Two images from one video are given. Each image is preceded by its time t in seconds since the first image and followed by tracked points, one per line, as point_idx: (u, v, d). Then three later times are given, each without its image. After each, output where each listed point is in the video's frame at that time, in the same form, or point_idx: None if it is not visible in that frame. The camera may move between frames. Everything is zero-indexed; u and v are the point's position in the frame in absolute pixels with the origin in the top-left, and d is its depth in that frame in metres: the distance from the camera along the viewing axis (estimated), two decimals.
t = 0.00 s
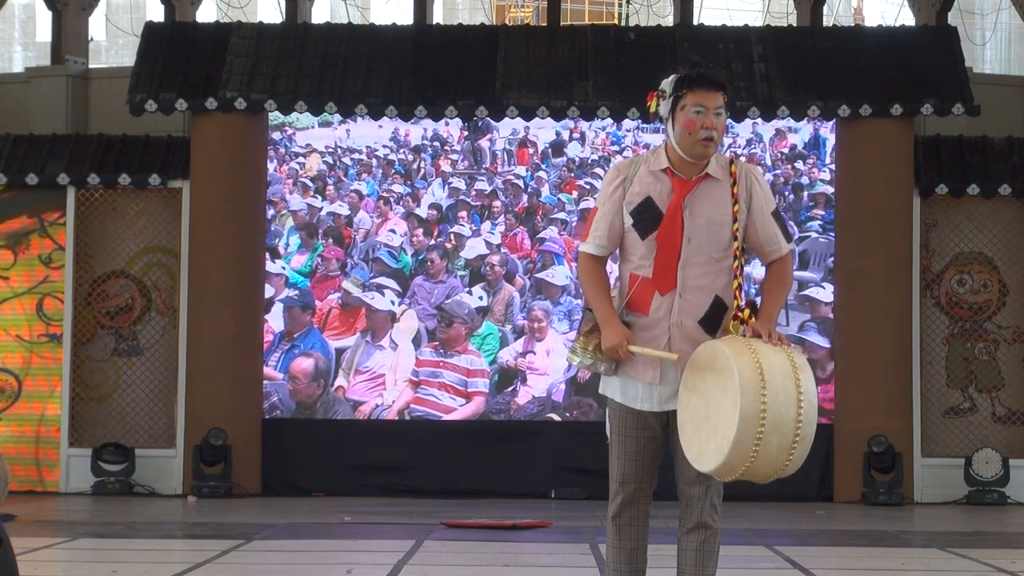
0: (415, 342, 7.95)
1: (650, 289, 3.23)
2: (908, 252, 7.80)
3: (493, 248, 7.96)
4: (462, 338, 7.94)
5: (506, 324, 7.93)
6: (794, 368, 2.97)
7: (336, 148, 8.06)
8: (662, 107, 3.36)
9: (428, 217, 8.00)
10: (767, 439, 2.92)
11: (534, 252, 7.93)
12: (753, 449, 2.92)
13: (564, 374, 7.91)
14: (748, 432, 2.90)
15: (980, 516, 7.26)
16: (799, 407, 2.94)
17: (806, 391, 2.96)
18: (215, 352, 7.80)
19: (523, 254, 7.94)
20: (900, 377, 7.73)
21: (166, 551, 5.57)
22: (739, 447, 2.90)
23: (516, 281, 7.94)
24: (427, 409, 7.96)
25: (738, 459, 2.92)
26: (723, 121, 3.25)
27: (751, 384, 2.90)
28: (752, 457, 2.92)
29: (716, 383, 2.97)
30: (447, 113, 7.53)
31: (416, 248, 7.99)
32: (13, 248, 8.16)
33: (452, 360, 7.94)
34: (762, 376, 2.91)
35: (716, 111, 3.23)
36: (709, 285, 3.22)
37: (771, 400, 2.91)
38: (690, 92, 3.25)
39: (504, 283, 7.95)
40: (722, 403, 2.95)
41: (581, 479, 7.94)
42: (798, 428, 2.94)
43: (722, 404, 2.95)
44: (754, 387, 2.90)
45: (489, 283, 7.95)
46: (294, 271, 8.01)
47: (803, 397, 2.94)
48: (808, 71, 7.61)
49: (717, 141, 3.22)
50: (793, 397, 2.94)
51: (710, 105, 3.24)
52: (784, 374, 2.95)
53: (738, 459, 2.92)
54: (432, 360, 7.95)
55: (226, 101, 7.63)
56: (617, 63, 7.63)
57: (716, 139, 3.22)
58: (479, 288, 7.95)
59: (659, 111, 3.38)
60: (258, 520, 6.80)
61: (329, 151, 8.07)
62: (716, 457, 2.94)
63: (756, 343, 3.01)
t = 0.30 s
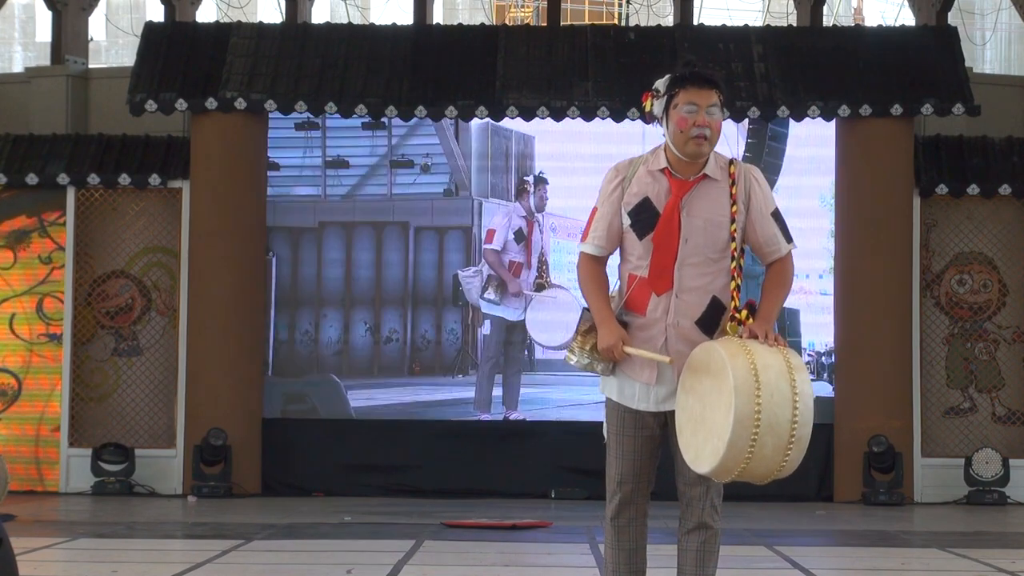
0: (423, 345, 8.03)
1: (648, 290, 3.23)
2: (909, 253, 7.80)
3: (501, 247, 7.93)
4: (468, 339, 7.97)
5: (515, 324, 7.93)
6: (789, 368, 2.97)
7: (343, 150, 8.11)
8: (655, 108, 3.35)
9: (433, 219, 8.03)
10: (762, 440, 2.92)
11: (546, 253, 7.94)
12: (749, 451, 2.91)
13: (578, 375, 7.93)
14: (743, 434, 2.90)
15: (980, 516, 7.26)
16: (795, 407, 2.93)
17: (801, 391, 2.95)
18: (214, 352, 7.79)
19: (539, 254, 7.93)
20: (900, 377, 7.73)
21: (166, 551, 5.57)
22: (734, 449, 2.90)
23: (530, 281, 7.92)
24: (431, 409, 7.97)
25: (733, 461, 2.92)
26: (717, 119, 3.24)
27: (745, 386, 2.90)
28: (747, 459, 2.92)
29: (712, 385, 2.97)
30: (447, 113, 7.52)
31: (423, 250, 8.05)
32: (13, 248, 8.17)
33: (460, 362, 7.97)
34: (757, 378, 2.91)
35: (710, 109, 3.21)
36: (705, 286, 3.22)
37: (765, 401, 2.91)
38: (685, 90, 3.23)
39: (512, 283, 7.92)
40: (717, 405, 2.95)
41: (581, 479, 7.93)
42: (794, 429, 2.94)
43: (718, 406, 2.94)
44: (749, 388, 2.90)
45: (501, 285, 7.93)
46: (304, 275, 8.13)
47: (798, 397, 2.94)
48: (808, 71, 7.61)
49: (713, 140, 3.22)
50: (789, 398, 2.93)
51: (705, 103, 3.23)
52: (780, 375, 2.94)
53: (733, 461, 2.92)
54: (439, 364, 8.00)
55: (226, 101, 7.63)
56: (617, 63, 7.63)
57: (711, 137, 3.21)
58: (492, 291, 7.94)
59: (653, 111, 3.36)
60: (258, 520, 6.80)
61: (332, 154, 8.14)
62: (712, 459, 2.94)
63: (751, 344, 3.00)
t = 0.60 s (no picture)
0: (424, 344, 8.04)
1: (630, 290, 3.20)
2: (909, 253, 7.80)
3: (497, 248, 7.94)
4: (467, 338, 7.98)
5: (513, 324, 7.93)
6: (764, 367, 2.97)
7: (342, 150, 8.11)
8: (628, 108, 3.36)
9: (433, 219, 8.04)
10: (739, 442, 2.92)
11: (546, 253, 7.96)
12: (726, 452, 2.92)
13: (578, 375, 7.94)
14: (718, 436, 2.90)
15: (980, 517, 7.25)
16: (769, 406, 2.94)
17: (776, 389, 2.95)
18: (215, 352, 7.79)
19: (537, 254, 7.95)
20: (900, 378, 7.73)
21: (166, 551, 5.56)
22: (710, 451, 2.90)
23: (527, 281, 7.93)
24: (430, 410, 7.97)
25: (711, 463, 2.92)
26: (677, 110, 3.20)
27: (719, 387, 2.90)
28: (725, 461, 2.92)
29: (686, 386, 2.97)
30: (447, 113, 7.53)
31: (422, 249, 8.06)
32: (13, 248, 8.18)
33: (461, 361, 7.99)
34: (729, 379, 2.91)
35: (663, 100, 3.19)
36: (687, 286, 3.15)
37: (739, 402, 2.91)
38: (643, 87, 3.24)
39: (506, 282, 7.94)
40: (693, 408, 2.95)
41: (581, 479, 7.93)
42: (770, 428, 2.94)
43: (693, 408, 2.95)
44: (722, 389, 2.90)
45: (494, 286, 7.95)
46: (304, 274, 8.13)
47: (772, 395, 2.94)
48: (807, 71, 7.61)
49: (670, 130, 3.18)
50: (763, 397, 2.93)
51: (662, 95, 3.21)
52: (754, 374, 2.94)
53: (711, 463, 2.92)
54: (439, 363, 8.01)
55: (225, 101, 7.63)
56: (617, 63, 7.63)
57: (668, 128, 3.18)
58: (486, 290, 7.96)
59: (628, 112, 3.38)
60: (258, 520, 6.79)
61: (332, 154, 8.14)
62: (691, 462, 2.95)
63: (726, 344, 2.99)
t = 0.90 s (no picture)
0: (425, 344, 8.03)
1: (593, 291, 3.26)
2: (909, 252, 7.80)
3: (484, 248, 7.96)
4: (467, 338, 7.98)
5: (507, 324, 7.93)
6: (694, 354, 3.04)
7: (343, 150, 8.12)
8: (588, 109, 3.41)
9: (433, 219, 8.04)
10: (666, 429, 2.99)
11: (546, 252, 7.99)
12: (655, 440, 2.99)
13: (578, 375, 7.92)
14: (644, 424, 2.99)
15: (980, 516, 7.26)
16: (696, 392, 3.00)
17: (703, 376, 3.01)
18: (216, 352, 7.79)
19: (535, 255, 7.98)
20: (900, 378, 7.74)
21: (167, 551, 5.57)
22: (638, 439, 2.99)
23: (518, 280, 7.95)
24: (429, 411, 7.97)
25: (644, 453, 3.00)
26: (620, 110, 3.23)
27: (643, 375, 3.00)
28: (657, 450, 2.99)
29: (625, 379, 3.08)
30: (447, 113, 7.53)
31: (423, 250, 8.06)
32: (13, 248, 8.18)
33: (463, 363, 7.98)
34: (654, 367, 3.00)
35: (602, 104, 3.22)
36: (646, 283, 3.21)
37: (664, 390, 2.99)
38: (586, 91, 3.28)
39: (494, 283, 7.96)
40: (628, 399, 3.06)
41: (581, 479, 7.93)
42: (699, 414, 3.01)
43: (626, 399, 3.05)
44: (646, 377, 3.00)
45: (482, 289, 7.96)
46: (305, 273, 8.12)
47: (700, 382, 3.01)
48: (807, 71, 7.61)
49: (614, 133, 3.22)
50: (689, 384, 3.00)
51: (604, 98, 3.24)
52: (682, 361, 3.01)
53: (644, 452, 3.00)
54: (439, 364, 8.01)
55: (226, 101, 7.63)
56: (618, 63, 7.64)
57: (613, 131, 3.22)
58: (475, 292, 7.97)
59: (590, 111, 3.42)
60: (258, 520, 6.79)
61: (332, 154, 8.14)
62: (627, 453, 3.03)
63: (661, 334, 3.07)
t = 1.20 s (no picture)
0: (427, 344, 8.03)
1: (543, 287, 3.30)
2: (909, 252, 7.80)
3: (466, 249, 7.97)
4: (467, 338, 7.98)
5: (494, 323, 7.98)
6: (599, 334, 2.93)
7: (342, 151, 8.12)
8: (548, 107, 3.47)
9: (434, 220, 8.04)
10: (564, 410, 2.93)
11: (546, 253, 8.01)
12: (554, 421, 2.94)
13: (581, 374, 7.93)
14: (544, 404, 2.95)
15: (980, 517, 7.26)
16: (591, 372, 2.90)
17: (601, 355, 2.90)
18: (215, 352, 7.79)
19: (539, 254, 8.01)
20: (901, 378, 7.73)
21: (166, 551, 5.57)
22: (541, 420, 2.96)
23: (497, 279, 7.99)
24: (429, 411, 7.97)
25: (549, 435, 2.97)
26: (569, 107, 3.29)
27: (544, 355, 2.97)
28: (558, 431, 2.95)
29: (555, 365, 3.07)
30: (447, 113, 7.52)
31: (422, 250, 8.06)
32: (13, 248, 8.18)
33: (463, 363, 7.97)
34: (556, 347, 2.96)
35: (550, 102, 3.29)
36: (592, 276, 3.23)
37: (560, 370, 2.93)
38: (539, 90, 3.35)
39: (473, 282, 7.98)
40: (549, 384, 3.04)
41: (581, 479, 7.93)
42: (594, 395, 2.89)
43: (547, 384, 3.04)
44: (546, 357, 2.97)
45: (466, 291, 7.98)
46: (305, 273, 8.12)
47: (596, 362, 2.90)
48: (807, 71, 7.61)
49: (562, 131, 3.29)
50: (586, 363, 2.91)
51: (554, 96, 3.31)
52: (584, 341, 2.94)
53: (548, 433, 2.96)
54: (439, 364, 8.00)
55: (226, 101, 7.62)
56: (618, 63, 7.63)
57: (561, 128, 3.29)
58: (458, 294, 7.99)
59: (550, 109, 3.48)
60: (258, 520, 6.79)
61: (331, 155, 8.14)
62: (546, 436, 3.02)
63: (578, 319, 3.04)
